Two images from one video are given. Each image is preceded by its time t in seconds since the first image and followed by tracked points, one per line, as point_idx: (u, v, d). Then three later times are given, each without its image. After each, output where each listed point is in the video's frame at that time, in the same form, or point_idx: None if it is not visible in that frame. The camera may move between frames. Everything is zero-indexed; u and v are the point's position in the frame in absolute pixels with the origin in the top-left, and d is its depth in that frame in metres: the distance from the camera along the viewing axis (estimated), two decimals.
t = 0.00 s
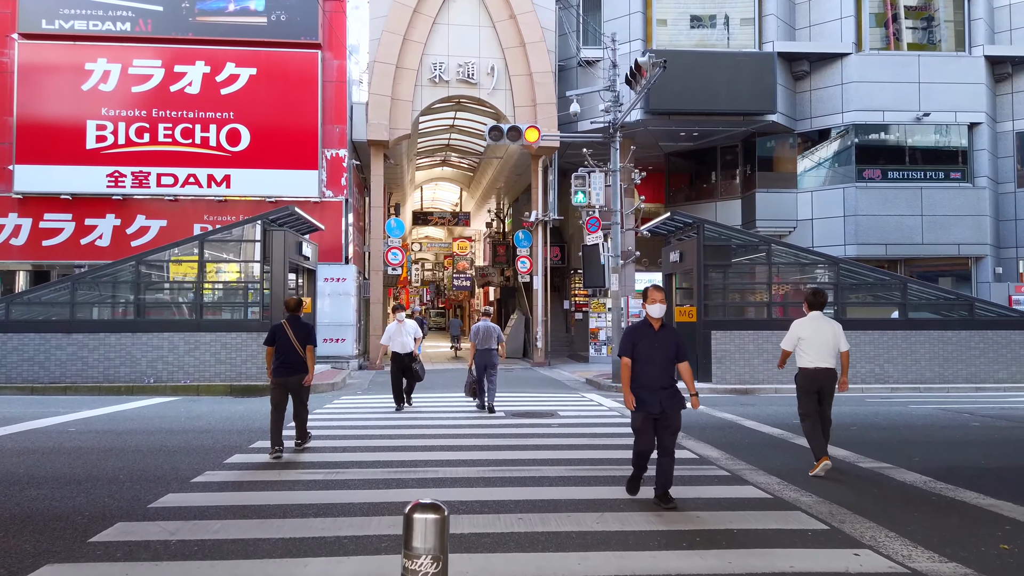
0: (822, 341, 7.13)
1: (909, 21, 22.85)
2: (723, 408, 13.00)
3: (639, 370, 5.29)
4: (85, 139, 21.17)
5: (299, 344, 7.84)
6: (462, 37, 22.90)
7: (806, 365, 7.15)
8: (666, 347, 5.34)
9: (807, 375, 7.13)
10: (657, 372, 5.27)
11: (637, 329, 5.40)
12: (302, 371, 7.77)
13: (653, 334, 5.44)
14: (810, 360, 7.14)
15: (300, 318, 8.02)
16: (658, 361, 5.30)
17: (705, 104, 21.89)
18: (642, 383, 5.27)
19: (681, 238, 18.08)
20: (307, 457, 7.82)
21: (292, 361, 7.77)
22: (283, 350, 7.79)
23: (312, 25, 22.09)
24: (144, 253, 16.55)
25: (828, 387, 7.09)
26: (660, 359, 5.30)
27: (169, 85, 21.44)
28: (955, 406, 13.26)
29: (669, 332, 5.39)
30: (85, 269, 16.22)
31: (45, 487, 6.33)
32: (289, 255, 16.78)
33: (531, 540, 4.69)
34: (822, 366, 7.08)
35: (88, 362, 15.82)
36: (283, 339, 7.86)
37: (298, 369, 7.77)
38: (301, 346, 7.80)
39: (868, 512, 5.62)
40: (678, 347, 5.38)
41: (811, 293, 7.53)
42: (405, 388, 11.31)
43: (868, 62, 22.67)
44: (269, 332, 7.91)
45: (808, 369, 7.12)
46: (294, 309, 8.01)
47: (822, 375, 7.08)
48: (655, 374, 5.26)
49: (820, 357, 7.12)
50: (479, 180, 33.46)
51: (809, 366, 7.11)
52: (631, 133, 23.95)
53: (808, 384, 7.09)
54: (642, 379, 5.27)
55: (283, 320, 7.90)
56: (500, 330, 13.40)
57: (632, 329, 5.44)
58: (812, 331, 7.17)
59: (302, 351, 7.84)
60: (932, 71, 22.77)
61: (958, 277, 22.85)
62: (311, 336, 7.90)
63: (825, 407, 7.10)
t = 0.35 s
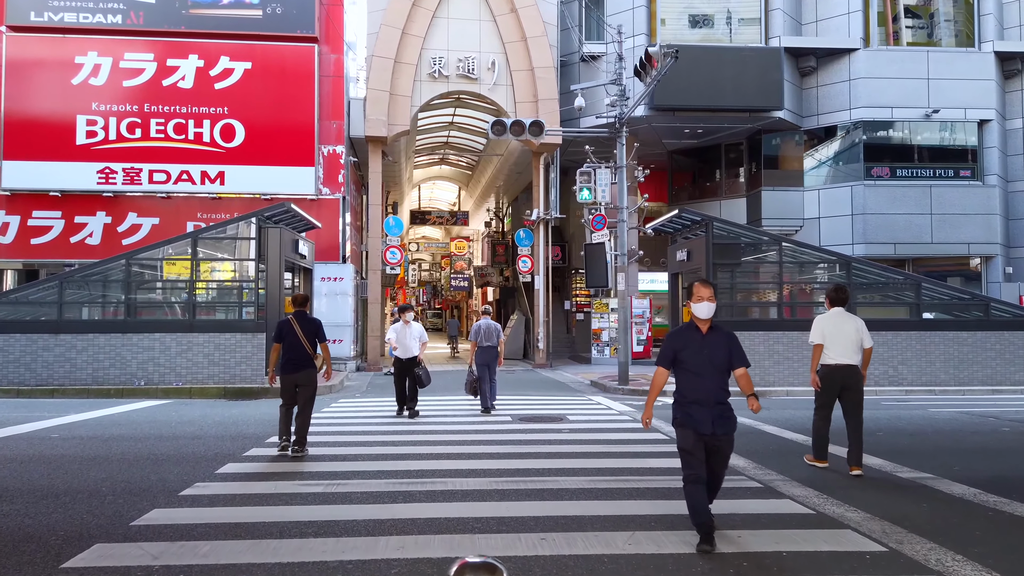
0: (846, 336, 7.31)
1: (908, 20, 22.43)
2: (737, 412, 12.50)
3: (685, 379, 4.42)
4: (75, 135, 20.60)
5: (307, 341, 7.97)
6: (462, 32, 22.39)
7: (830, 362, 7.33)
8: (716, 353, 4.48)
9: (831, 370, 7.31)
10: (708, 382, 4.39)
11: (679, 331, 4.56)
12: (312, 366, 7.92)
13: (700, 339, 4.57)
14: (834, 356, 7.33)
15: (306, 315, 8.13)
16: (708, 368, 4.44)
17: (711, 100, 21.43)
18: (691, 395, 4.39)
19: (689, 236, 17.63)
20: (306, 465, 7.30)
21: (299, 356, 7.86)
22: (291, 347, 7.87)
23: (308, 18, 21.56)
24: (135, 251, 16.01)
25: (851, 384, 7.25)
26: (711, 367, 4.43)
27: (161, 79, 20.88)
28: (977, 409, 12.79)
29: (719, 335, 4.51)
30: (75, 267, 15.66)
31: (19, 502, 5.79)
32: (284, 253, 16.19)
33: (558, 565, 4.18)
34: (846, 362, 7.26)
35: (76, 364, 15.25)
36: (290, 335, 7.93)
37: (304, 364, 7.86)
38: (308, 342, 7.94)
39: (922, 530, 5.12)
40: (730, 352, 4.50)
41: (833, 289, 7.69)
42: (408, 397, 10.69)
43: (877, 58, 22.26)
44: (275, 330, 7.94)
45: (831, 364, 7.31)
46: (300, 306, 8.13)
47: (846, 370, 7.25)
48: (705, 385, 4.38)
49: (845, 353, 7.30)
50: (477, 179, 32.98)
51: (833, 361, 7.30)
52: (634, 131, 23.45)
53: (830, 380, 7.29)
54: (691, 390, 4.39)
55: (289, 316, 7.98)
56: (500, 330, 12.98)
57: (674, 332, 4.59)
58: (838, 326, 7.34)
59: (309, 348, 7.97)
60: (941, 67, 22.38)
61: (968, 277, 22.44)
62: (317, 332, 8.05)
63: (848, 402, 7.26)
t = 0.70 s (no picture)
0: (866, 335, 6.89)
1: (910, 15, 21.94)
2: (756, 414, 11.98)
3: (763, 392, 3.52)
4: (65, 127, 19.97)
5: (312, 343, 7.57)
6: (464, 22, 21.82)
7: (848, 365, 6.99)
8: (806, 359, 3.52)
9: (851, 372, 6.96)
10: (793, 398, 3.46)
11: (758, 327, 3.60)
12: (318, 371, 7.54)
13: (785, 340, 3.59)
14: (854, 356, 6.95)
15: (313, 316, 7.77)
16: (793, 378, 3.50)
17: (719, 92, 20.92)
18: (771, 412, 3.49)
19: (699, 232, 17.12)
20: (308, 474, 6.74)
21: (306, 360, 7.52)
22: (296, 350, 7.52)
23: (305, 7, 20.96)
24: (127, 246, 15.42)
25: (871, 384, 6.95)
26: (798, 376, 3.48)
27: (154, 69, 20.26)
28: (1005, 410, 12.30)
29: (810, 338, 3.55)
30: (65, 263, 15.06)
31: None
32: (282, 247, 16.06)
33: None
34: (866, 361, 6.92)
35: (65, 363, 14.64)
36: (295, 338, 7.57)
37: (312, 368, 7.52)
38: (314, 345, 7.54)
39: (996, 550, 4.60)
40: (821, 360, 3.57)
41: (849, 285, 7.06)
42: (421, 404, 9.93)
43: (889, 49, 21.79)
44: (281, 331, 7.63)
45: (851, 365, 6.96)
46: (308, 306, 7.77)
47: (867, 370, 6.92)
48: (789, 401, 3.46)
49: (865, 352, 6.93)
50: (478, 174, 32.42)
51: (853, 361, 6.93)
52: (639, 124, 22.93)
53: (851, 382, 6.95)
54: (769, 406, 3.49)
55: (295, 319, 7.63)
56: (506, 330, 12.39)
57: (752, 327, 3.63)
58: (858, 325, 6.87)
59: (317, 352, 7.59)
60: (954, 59, 21.89)
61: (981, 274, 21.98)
62: (325, 335, 7.64)
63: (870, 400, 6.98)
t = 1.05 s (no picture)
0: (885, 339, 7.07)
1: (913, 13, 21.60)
2: (772, 419, 11.57)
3: (888, 418, 2.83)
4: (57, 122, 19.46)
5: (321, 346, 7.79)
6: (465, 16, 21.37)
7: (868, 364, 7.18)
8: (948, 373, 2.80)
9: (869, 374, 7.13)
10: (933, 426, 2.75)
11: (881, 333, 2.91)
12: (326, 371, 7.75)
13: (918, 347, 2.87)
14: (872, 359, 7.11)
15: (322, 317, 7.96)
16: (932, 399, 2.78)
17: (726, 88, 20.52)
18: (899, 442, 2.80)
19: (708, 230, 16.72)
20: (310, 487, 6.30)
21: (314, 362, 7.76)
22: (305, 351, 7.75)
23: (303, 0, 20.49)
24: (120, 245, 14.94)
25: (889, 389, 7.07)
26: (935, 398, 2.77)
27: (148, 64, 19.76)
28: None
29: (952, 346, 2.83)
30: (55, 262, 14.59)
31: None
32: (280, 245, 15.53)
33: None
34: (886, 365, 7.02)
35: (55, 366, 14.15)
36: (304, 340, 7.79)
37: (320, 370, 7.75)
38: (322, 348, 7.75)
39: None
40: (968, 375, 2.82)
41: (871, 291, 7.45)
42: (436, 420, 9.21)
43: (898, 45, 21.43)
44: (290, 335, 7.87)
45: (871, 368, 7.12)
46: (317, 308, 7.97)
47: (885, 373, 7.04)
48: (924, 429, 2.76)
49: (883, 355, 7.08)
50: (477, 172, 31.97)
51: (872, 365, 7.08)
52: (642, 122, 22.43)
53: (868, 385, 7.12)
54: (899, 436, 2.80)
55: (305, 322, 7.81)
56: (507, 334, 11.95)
57: (871, 336, 2.95)
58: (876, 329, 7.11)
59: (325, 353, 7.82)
60: (964, 55, 21.54)
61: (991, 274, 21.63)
62: (333, 337, 7.86)
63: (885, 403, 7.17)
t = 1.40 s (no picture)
0: (911, 340, 7.09)
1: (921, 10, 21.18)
2: (795, 425, 11.09)
3: None
4: (51, 119, 18.98)
5: (337, 347, 8.03)
6: (470, 11, 20.91)
7: (893, 365, 7.10)
8: None
9: (896, 376, 7.08)
10: None
11: None
12: (342, 372, 8.00)
13: None
14: (900, 361, 7.08)
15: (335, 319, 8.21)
16: None
17: (737, 84, 20.04)
18: None
19: (722, 229, 16.23)
20: (314, 505, 5.81)
21: (330, 362, 7.97)
22: (321, 352, 7.99)
23: None
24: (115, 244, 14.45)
25: (914, 393, 7.03)
26: None
27: (146, 60, 19.29)
28: None
29: None
30: (49, 263, 14.11)
31: None
32: (280, 244, 14.95)
33: None
34: (913, 367, 7.04)
35: (48, 371, 13.66)
36: (320, 340, 8.02)
37: (335, 370, 7.96)
38: (338, 347, 8.00)
39: None
40: None
41: (891, 293, 7.47)
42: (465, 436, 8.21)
43: (912, 40, 20.96)
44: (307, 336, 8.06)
45: (896, 371, 7.08)
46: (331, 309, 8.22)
47: (912, 376, 7.04)
48: None
49: (910, 358, 7.08)
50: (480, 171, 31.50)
51: (899, 367, 7.07)
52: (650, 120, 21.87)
53: (896, 387, 7.05)
54: None
55: (320, 322, 8.06)
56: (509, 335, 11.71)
57: None
58: (903, 329, 7.13)
59: (340, 354, 8.06)
60: (980, 51, 21.07)
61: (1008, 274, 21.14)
62: (348, 338, 8.11)
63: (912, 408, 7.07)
